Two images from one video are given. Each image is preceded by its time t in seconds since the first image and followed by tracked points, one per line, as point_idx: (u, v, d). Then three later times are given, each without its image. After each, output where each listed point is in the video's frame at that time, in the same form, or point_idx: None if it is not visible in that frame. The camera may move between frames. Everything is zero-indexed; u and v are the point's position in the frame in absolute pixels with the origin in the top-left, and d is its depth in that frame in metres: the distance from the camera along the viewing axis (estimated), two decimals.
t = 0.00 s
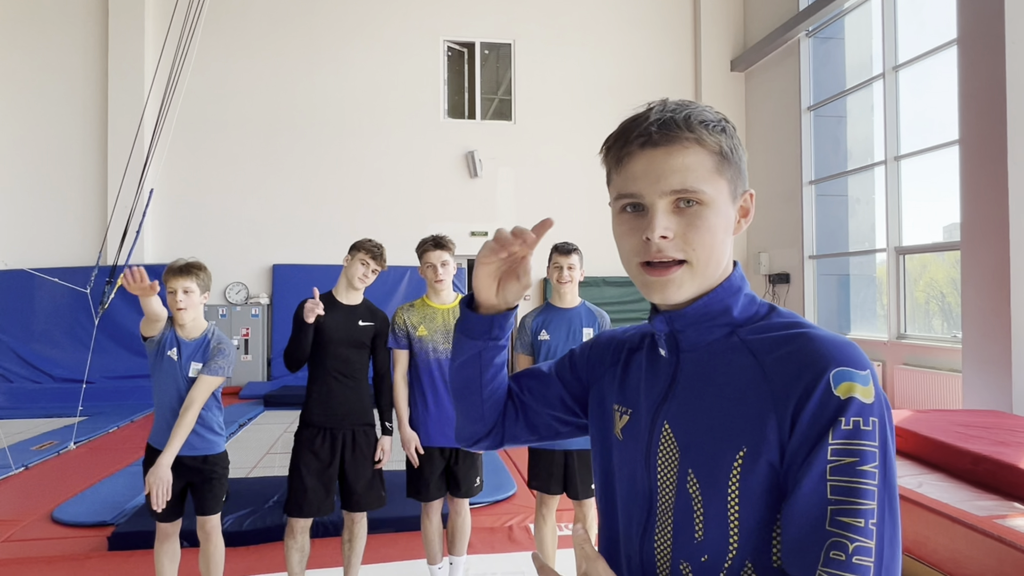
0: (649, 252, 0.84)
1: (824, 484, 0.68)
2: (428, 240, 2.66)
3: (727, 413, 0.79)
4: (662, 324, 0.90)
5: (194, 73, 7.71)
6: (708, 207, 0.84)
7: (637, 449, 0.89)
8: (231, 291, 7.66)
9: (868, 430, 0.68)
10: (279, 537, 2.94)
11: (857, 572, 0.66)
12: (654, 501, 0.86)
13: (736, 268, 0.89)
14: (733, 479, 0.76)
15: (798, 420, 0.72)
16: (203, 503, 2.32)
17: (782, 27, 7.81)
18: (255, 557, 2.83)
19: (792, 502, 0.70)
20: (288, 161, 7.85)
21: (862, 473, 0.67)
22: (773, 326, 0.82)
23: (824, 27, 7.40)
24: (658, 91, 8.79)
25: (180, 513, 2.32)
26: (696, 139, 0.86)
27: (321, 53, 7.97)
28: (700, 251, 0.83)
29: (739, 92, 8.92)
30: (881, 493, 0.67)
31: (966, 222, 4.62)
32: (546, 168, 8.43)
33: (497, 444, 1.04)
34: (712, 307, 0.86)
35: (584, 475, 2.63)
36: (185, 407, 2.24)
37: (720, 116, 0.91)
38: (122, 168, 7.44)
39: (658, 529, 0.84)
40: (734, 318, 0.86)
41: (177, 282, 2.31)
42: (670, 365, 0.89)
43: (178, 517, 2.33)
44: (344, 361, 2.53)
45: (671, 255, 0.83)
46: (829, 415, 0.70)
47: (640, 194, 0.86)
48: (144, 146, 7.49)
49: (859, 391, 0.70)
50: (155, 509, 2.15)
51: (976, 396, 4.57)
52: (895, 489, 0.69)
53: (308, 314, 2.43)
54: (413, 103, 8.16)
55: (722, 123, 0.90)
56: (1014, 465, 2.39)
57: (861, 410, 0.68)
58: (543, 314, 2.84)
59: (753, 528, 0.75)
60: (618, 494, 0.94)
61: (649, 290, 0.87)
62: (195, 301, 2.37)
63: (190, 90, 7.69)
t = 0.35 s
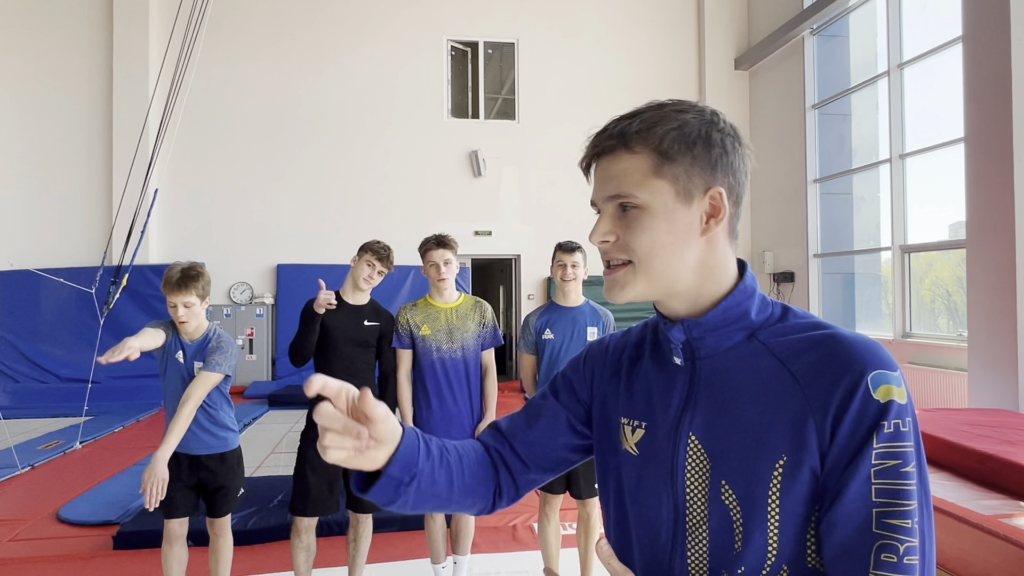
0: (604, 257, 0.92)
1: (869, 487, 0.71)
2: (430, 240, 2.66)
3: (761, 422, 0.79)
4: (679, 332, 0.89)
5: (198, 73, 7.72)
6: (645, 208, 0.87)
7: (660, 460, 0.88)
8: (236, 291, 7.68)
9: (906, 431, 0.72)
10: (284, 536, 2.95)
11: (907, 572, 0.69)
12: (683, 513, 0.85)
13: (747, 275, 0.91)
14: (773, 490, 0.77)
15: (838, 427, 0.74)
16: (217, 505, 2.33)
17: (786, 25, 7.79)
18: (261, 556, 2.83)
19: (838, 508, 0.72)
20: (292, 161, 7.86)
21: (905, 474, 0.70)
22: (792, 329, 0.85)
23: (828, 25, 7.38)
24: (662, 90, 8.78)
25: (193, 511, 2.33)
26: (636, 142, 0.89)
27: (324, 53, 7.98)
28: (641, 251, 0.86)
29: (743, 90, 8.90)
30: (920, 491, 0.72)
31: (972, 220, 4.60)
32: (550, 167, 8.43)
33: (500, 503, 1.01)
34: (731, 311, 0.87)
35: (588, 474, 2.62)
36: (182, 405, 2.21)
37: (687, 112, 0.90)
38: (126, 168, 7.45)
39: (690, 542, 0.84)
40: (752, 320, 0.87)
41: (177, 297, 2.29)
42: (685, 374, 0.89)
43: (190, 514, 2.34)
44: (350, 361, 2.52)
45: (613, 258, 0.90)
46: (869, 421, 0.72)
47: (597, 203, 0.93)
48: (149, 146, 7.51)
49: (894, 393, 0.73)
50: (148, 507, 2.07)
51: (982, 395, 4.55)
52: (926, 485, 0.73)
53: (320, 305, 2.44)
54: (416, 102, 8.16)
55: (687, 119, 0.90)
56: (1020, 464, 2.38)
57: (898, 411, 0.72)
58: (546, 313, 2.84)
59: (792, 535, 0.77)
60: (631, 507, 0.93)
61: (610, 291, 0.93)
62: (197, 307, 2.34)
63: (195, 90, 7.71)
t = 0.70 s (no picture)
0: (601, 270, 0.94)
1: (858, 496, 0.69)
2: (434, 239, 2.65)
3: (755, 423, 0.78)
4: (680, 328, 0.88)
5: (202, 74, 7.74)
6: (613, 219, 0.89)
7: (661, 457, 0.89)
8: (240, 292, 7.69)
9: (902, 440, 0.68)
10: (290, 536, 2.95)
11: None
12: (680, 510, 0.86)
13: (756, 265, 0.88)
14: (763, 490, 0.77)
15: (829, 430, 0.72)
16: (219, 502, 2.33)
17: (789, 24, 7.77)
18: (265, 555, 2.84)
19: (825, 515, 0.71)
20: (296, 162, 7.87)
21: (898, 485, 0.67)
22: (798, 327, 0.81)
23: (832, 23, 7.35)
24: (665, 89, 8.77)
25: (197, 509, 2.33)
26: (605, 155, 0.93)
27: (328, 53, 7.99)
28: (614, 261, 0.89)
29: (746, 89, 8.88)
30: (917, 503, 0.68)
31: (977, 219, 4.59)
32: (553, 166, 8.42)
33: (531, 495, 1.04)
34: (732, 308, 0.84)
35: (594, 473, 2.62)
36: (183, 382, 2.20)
37: (661, 116, 0.90)
38: (130, 169, 7.47)
39: (686, 537, 0.85)
40: (755, 318, 0.84)
41: (178, 298, 2.30)
42: (690, 371, 0.88)
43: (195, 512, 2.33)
44: (352, 361, 2.53)
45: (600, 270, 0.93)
46: (861, 428, 0.70)
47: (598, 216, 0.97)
48: (153, 147, 7.53)
49: (892, 400, 0.70)
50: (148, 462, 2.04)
51: (988, 394, 4.54)
52: (928, 497, 0.70)
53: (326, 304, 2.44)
54: (419, 102, 8.16)
55: (658, 121, 0.90)
56: None
57: (893, 421, 0.68)
58: (551, 312, 2.83)
59: (784, 537, 0.76)
60: (638, 499, 0.94)
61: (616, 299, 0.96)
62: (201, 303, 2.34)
63: (198, 91, 7.73)
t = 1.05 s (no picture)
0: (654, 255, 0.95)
1: (762, 511, 0.66)
2: (437, 241, 2.65)
3: (714, 422, 0.76)
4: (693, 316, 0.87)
5: (202, 77, 7.74)
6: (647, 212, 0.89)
7: (670, 440, 0.90)
8: (241, 294, 7.69)
9: (816, 464, 0.63)
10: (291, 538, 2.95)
11: None
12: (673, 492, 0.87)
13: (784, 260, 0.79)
14: (708, 484, 0.76)
15: (753, 439, 0.69)
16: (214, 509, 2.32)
17: (789, 23, 7.77)
18: (267, 558, 2.83)
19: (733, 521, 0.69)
20: (296, 163, 7.87)
21: (796, 509, 0.63)
22: (782, 333, 0.73)
23: (832, 22, 7.35)
24: (666, 89, 8.77)
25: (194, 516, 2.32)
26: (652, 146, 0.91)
27: (327, 55, 7.99)
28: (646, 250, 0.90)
29: (746, 89, 8.88)
30: (818, 532, 0.63)
31: (978, 218, 4.58)
32: (554, 167, 8.42)
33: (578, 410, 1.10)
34: (725, 304, 0.79)
35: (596, 473, 2.62)
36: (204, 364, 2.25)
37: (705, 109, 0.84)
38: (131, 172, 7.48)
39: (674, 519, 0.87)
40: (749, 319, 0.77)
41: (183, 302, 2.29)
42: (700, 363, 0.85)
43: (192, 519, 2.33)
44: (354, 362, 2.54)
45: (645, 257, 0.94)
46: (777, 443, 0.65)
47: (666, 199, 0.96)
48: (154, 150, 7.53)
49: (815, 421, 0.64)
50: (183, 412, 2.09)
51: (990, 392, 4.52)
52: (845, 535, 0.62)
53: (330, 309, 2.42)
54: (419, 104, 8.16)
55: (700, 114, 0.84)
56: None
57: (801, 443, 0.63)
58: (553, 313, 2.83)
59: (720, 539, 0.75)
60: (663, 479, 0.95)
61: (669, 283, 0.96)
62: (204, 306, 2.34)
63: (199, 94, 7.73)
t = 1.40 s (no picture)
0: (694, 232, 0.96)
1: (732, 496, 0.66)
2: (441, 242, 2.63)
3: (708, 408, 0.77)
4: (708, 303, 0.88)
5: (202, 79, 7.75)
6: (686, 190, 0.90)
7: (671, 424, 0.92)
8: (242, 296, 7.69)
9: (785, 454, 0.63)
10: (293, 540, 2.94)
11: None
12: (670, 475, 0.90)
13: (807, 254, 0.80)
14: (695, 467, 0.78)
15: (734, 424, 0.70)
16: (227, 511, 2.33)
17: (789, 23, 7.76)
18: (269, 560, 2.83)
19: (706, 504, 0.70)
20: (296, 165, 7.87)
21: (760, 496, 0.63)
22: (785, 327, 0.74)
23: (832, 22, 7.34)
24: (666, 89, 8.77)
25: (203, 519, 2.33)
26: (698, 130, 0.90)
27: (327, 57, 7.99)
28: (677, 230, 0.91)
29: (746, 88, 8.88)
30: (778, 523, 0.63)
31: (980, 216, 4.57)
32: (554, 168, 8.42)
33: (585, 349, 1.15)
34: (736, 294, 0.80)
35: (597, 474, 2.61)
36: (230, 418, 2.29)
37: (757, 96, 0.81)
38: (132, 175, 7.48)
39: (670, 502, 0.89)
40: (754, 310, 0.78)
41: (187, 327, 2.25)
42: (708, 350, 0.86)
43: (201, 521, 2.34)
44: (355, 364, 2.55)
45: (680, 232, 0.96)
46: (750, 429, 0.66)
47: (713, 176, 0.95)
48: (154, 152, 7.53)
49: (788, 411, 0.64)
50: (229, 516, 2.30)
51: (992, 391, 4.52)
52: (806, 529, 0.63)
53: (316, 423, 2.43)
54: (419, 105, 8.16)
55: (750, 101, 0.81)
56: None
57: (775, 434, 0.64)
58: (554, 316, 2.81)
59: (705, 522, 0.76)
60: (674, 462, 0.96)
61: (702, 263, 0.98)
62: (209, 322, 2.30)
63: (199, 96, 7.74)
